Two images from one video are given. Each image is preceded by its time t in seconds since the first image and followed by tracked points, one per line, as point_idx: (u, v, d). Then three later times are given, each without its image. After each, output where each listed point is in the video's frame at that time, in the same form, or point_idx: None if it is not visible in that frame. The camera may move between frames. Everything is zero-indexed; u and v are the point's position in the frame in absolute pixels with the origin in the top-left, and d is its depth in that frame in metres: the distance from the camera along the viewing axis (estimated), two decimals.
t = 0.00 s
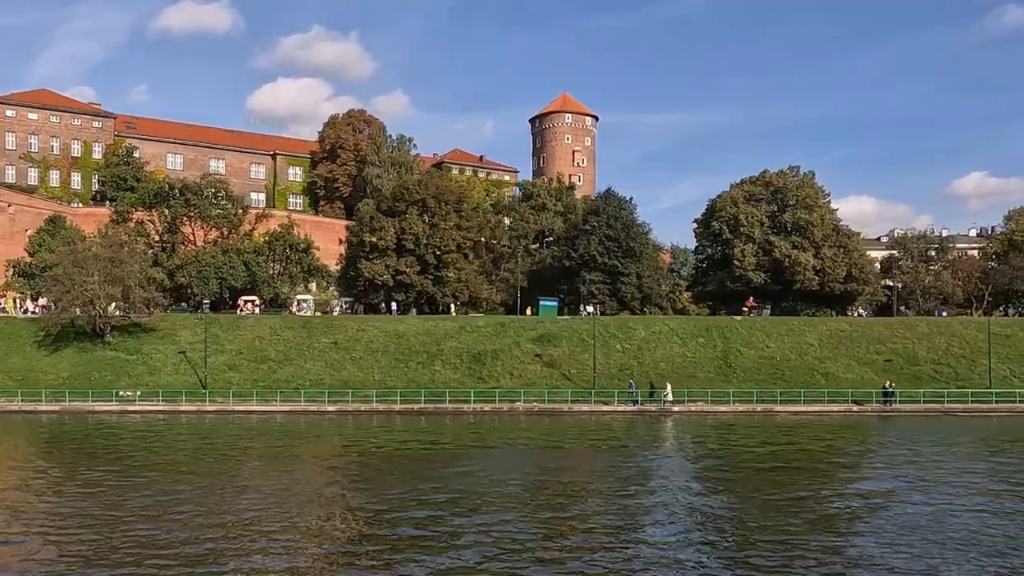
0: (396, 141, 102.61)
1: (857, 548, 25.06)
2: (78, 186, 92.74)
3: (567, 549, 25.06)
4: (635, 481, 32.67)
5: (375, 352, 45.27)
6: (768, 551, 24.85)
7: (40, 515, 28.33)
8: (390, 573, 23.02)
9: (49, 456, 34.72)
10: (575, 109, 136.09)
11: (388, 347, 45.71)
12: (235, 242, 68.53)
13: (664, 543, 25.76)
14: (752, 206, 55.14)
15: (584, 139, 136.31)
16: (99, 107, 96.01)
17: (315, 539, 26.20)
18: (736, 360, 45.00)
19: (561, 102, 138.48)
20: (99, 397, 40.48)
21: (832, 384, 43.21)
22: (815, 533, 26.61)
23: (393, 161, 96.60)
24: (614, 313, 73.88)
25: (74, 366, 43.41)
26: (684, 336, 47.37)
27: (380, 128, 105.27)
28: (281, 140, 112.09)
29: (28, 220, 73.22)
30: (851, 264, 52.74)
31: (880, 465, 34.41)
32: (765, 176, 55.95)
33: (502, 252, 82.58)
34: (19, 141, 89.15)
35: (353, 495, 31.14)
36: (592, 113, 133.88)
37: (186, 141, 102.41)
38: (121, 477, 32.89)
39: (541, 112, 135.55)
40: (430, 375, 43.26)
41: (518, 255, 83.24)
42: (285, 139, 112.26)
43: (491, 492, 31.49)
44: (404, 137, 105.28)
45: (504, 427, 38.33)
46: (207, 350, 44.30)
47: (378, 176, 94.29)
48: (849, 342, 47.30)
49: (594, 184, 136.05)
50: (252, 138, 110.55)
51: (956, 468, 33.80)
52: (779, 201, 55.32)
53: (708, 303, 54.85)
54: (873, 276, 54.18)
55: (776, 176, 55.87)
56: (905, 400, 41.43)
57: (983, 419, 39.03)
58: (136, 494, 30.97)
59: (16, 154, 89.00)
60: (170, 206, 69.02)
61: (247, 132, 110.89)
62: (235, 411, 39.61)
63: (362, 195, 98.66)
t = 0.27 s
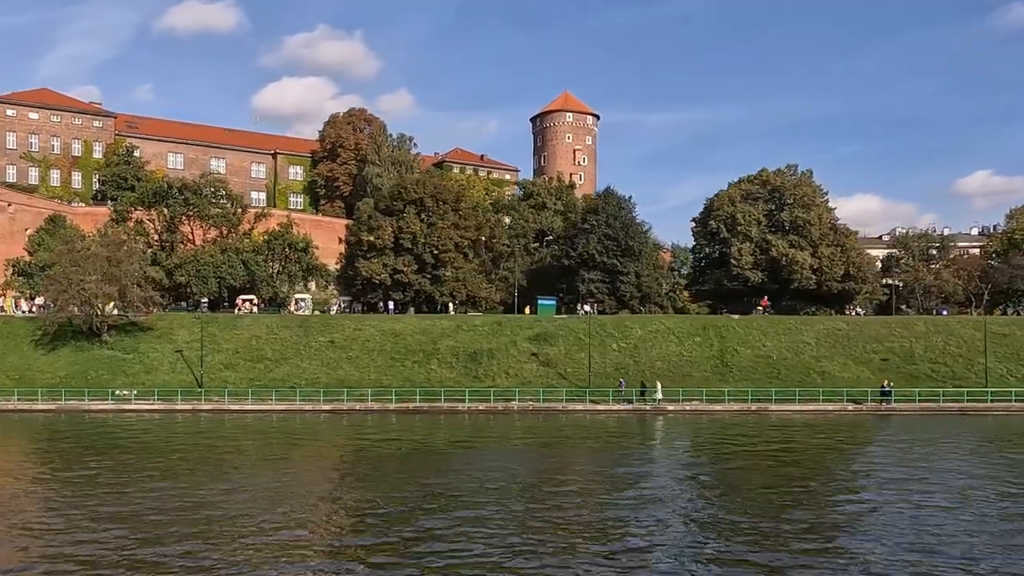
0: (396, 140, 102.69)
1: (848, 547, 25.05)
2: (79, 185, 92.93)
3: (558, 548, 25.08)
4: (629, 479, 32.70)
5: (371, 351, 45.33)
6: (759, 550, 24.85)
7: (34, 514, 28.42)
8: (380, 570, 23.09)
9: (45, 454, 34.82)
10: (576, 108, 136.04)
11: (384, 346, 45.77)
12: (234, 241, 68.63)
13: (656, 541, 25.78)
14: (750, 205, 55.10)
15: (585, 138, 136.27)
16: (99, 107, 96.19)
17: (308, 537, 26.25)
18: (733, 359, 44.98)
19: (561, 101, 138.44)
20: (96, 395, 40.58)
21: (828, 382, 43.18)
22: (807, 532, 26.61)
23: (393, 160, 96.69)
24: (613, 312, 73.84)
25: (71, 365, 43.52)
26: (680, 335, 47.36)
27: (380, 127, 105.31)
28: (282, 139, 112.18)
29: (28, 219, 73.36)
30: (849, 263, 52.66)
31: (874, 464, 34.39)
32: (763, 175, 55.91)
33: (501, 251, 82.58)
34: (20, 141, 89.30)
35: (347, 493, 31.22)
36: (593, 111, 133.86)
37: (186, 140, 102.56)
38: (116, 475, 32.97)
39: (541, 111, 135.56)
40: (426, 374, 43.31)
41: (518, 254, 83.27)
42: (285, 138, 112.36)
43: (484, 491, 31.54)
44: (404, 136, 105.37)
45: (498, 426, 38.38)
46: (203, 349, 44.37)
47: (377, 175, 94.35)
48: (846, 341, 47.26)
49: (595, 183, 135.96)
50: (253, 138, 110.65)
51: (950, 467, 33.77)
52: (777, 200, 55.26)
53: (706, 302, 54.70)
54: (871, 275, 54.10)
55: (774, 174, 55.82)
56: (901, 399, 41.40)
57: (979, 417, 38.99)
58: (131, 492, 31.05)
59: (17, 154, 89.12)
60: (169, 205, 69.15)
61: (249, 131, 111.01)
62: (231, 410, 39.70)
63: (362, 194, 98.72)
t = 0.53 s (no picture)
0: (397, 139, 102.70)
1: (838, 546, 25.05)
2: (80, 184, 93.13)
3: (549, 547, 25.10)
4: (623, 478, 32.72)
5: (368, 350, 45.37)
6: (749, 549, 24.86)
7: (27, 512, 28.49)
8: (369, 568, 23.13)
9: (40, 452, 34.87)
10: (577, 107, 135.92)
11: (381, 345, 45.81)
12: (234, 241, 68.72)
13: (646, 540, 25.79)
14: (748, 204, 55.03)
15: (586, 137, 136.15)
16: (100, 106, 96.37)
17: (300, 536, 26.27)
18: (729, 358, 44.94)
19: (563, 100, 138.27)
20: (93, 394, 40.67)
21: (825, 382, 43.11)
22: (798, 531, 26.60)
23: (394, 160, 96.76)
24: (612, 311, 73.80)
25: (68, 364, 43.64)
26: (677, 334, 47.33)
27: (381, 126, 105.36)
28: (282, 138, 112.28)
29: (28, 218, 73.51)
30: (847, 262, 52.59)
31: (868, 463, 34.37)
32: (761, 174, 55.83)
33: (501, 250, 82.72)
34: (21, 140, 89.39)
35: (340, 492, 31.26)
36: (595, 111, 133.77)
37: (187, 140, 102.68)
38: (111, 474, 33.02)
39: (543, 110, 135.51)
40: (422, 373, 43.34)
41: (517, 253, 83.28)
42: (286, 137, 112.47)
43: (478, 489, 31.56)
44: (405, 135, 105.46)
45: (494, 425, 38.43)
46: (200, 348, 44.45)
47: (378, 174, 94.41)
48: (843, 340, 47.20)
49: (596, 182, 135.83)
50: (253, 137, 110.74)
51: (944, 467, 33.75)
52: (774, 199, 55.19)
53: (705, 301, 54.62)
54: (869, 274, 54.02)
55: (772, 173, 55.74)
56: (897, 398, 41.36)
57: (974, 417, 38.95)
58: (125, 491, 31.10)
59: (19, 153, 89.13)
60: (168, 205, 69.24)
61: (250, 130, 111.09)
62: (226, 409, 39.79)
63: (362, 193, 98.79)
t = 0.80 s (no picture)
0: (398, 138, 102.76)
1: (827, 546, 25.06)
2: (81, 184, 93.32)
3: (538, 546, 25.13)
4: (615, 477, 32.72)
5: (364, 349, 45.42)
6: (739, 548, 24.87)
7: (19, 512, 28.50)
8: (359, 567, 23.14)
9: (35, 451, 34.95)
10: (578, 106, 135.80)
11: (377, 345, 45.86)
12: (233, 240, 68.80)
13: (636, 539, 25.81)
14: (745, 203, 55.00)
15: (587, 136, 136.09)
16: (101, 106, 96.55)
17: (291, 534, 26.32)
18: (725, 357, 44.93)
19: (564, 99, 138.18)
20: (89, 393, 40.76)
21: (820, 381, 43.10)
22: (788, 531, 26.61)
23: (394, 159, 96.84)
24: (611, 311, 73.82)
25: (65, 363, 43.73)
26: (674, 334, 47.32)
27: (382, 125, 105.40)
28: (283, 138, 112.37)
29: (28, 218, 73.65)
30: (844, 261, 52.57)
31: (861, 462, 34.35)
32: (758, 173, 55.77)
33: (500, 249, 83.18)
34: (22, 140, 89.55)
35: (333, 490, 31.30)
36: (596, 109, 133.71)
37: (188, 139, 102.80)
38: (106, 473, 33.07)
39: (544, 109, 135.44)
40: (418, 372, 43.39)
41: (517, 253, 83.28)
42: (287, 136, 112.54)
43: (470, 488, 31.56)
44: (405, 135, 105.58)
45: (488, 424, 38.47)
46: (197, 348, 44.52)
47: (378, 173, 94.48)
48: (840, 339, 47.15)
49: (597, 181, 135.72)
50: (254, 136, 110.82)
51: (937, 466, 33.74)
52: (772, 198, 55.16)
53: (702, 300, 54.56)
54: (867, 273, 53.99)
55: (770, 172, 55.67)
56: (892, 397, 41.34)
57: (969, 416, 38.91)
58: (118, 490, 31.16)
59: (20, 153, 89.30)
60: (167, 204, 69.31)
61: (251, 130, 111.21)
62: (222, 408, 39.87)
63: (363, 192, 98.87)
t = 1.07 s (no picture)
0: (399, 139, 102.84)
1: (819, 545, 25.03)
2: (83, 185, 93.59)
3: (530, 545, 25.15)
4: (609, 477, 32.70)
5: (362, 350, 45.48)
6: (729, 548, 24.85)
7: (14, 511, 28.61)
8: (350, 567, 23.19)
9: (32, 450, 35.07)
10: (580, 106, 135.72)
11: (375, 345, 45.91)
12: (233, 240, 68.93)
13: (628, 538, 25.82)
14: (744, 203, 54.95)
15: (590, 136, 136.03)
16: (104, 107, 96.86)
17: (284, 534, 26.40)
18: (723, 357, 44.88)
19: (566, 99, 138.13)
20: (87, 393, 40.91)
21: (818, 381, 43.04)
22: (782, 530, 26.57)
23: (396, 159, 96.93)
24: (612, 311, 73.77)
25: (64, 363, 43.89)
26: (672, 334, 47.27)
27: (384, 125, 105.49)
28: (285, 138, 112.53)
29: (30, 218, 73.91)
30: (843, 261, 52.49)
31: (857, 462, 34.28)
32: (757, 173, 55.71)
33: (501, 249, 83.52)
34: (25, 141, 89.86)
35: (329, 490, 31.37)
36: (598, 109, 133.63)
37: (190, 140, 103.01)
38: (102, 473, 33.18)
39: (546, 109, 135.41)
40: (415, 373, 43.42)
41: (518, 253, 83.26)
42: (289, 136, 112.69)
43: (465, 488, 31.60)
44: (407, 135, 105.71)
45: (484, 424, 38.50)
46: (195, 348, 44.64)
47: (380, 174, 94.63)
48: (838, 339, 47.05)
49: (600, 181, 135.64)
50: (256, 136, 110.99)
51: (933, 466, 33.68)
52: (771, 197, 55.08)
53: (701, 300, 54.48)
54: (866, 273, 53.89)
55: (769, 172, 55.59)
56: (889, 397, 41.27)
57: (966, 416, 38.82)
58: (114, 489, 31.29)
59: (22, 153, 89.62)
60: (168, 204, 69.45)
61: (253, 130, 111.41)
62: (218, 408, 39.97)
63: (364, 192, 98.98)
